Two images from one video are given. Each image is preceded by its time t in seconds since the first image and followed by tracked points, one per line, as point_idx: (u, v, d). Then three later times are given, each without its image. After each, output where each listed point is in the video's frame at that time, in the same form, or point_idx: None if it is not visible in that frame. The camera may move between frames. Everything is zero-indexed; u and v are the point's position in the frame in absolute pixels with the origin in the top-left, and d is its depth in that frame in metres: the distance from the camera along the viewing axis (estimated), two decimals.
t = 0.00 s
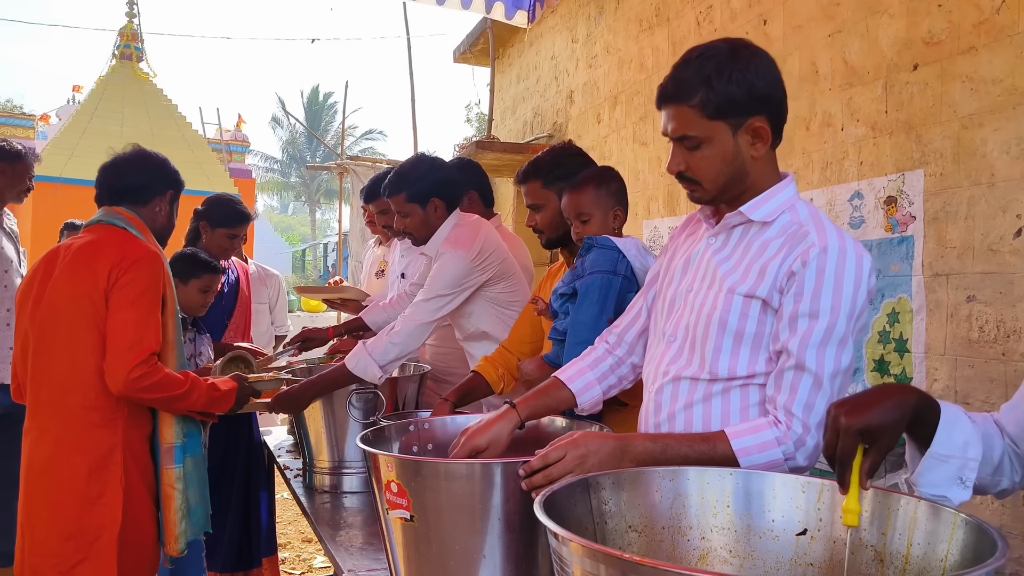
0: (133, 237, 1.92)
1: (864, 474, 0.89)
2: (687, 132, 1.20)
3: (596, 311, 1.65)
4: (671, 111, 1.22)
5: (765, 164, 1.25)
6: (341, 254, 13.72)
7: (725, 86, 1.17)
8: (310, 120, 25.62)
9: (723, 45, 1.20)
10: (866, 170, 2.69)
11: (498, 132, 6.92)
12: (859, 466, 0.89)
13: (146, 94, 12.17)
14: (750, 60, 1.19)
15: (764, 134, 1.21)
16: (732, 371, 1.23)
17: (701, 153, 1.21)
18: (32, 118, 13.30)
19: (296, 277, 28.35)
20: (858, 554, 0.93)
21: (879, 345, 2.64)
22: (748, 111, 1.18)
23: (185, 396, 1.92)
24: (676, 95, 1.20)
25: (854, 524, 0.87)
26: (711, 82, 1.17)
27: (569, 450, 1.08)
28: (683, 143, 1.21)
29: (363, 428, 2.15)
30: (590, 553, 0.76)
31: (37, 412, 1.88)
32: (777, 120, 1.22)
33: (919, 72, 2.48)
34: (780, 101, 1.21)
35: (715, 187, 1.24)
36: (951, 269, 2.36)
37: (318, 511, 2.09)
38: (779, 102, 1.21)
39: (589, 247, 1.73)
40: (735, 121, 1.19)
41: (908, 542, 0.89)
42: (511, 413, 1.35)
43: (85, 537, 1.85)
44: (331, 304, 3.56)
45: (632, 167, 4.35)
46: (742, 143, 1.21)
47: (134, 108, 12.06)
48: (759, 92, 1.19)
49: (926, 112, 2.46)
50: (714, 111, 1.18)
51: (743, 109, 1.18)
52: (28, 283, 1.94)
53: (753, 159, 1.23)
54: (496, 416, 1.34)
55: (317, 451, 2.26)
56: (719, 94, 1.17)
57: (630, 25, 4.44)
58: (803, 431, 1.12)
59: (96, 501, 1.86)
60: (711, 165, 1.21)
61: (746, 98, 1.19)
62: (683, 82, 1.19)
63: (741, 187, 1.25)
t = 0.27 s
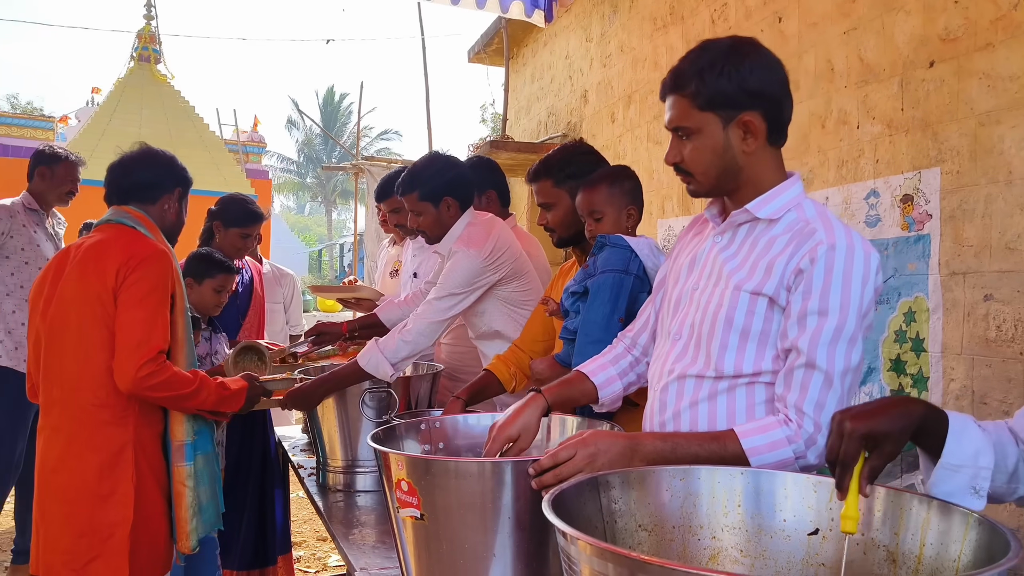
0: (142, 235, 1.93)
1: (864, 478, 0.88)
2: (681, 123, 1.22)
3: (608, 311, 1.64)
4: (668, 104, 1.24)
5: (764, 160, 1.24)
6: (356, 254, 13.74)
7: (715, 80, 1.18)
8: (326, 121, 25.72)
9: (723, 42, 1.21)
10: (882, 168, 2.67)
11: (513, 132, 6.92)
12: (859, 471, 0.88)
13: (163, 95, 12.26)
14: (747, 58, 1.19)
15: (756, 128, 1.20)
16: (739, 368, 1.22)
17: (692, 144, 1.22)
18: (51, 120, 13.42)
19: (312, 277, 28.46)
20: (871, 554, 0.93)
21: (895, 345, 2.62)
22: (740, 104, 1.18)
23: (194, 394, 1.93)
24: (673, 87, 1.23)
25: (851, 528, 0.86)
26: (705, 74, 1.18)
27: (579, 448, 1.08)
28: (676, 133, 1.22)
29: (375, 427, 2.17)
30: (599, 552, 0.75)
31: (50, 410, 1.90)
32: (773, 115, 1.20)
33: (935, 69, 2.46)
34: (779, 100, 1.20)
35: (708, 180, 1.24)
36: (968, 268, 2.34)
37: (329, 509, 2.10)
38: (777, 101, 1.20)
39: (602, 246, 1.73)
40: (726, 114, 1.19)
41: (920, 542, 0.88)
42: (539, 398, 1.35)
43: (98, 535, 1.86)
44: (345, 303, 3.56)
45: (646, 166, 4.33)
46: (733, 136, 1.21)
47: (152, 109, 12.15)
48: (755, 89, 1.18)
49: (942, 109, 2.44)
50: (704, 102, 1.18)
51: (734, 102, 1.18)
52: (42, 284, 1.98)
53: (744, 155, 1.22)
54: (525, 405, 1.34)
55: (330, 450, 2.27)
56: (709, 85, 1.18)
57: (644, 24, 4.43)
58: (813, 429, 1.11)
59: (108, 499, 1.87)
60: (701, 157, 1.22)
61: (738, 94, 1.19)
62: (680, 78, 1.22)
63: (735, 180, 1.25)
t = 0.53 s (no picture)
0: (153, 233, 1.94)
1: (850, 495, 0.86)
2: (682, 121, 1.22)
3: (626, 311, 1.63)
4: (672, 103, 1.25)
5: (766, 161, 1.23)
6: (371, 252, 13.77)
7: (712, 79, 1.18)
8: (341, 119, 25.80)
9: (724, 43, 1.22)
10: (901, 165, 2.64)
11: (528, 130, 6.91)
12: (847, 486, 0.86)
13: (180, 94, 12.33)
14: (749, 59, 1.19)
15: (755, 126, 1.19)
16: (752, 365, 1.20)
17: (692, 143, 1.22)
18: (69, 119, 13.52)
19: (328, 275, 28.56)
20: (887, 555, 0.92)
21: (914, 345, 2.59)
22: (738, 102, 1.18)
23: (205, 400, 1.93)
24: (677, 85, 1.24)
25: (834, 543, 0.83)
26: (704, 72, 1.19)
27: (594, 448, 1.06)
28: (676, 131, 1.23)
29: (390, 426, 2.16)
30: (615, 552, 0.75)
31: (66, 408, 1.91)
32: (774, 114, 1.19)
33: (955, 66, 2.43)
34: (779, 101, 1.19)
35: (708, 178, 1.24)
36: (989, 267, 2.31)
37: (344, 509, 2.10)
38: (778, 101, 1.19)
39: (620, 245, 1.72)
40: (725, 111, 1.19)
41: (938, 544, 0.87)
42: (562, 395, 1.35)
43: (113, 532, 1.88)
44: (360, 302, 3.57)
45: (663, 164, 4.31)
46: (732, 135, 1.20)
47: (169, 107, 12.22)
48: (756, 88, 1.18)
49: (962, 106, 2.41)
50: (701, 100, 1.19)
51: (733, 100, 1.18)
52: (55, 284, 1.99)
53: (744, 153, 1.21)
54: (547, 400, 1.32)
55: (345, 449, 2.27)
56: (707, 83, 1.19)
57: (660, 21, 4.41)
58: (829, 421, 1.10)
59: (124, 496, 1.89)
60: (700, 155, 1.22)
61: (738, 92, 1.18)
62: (681, 79, 1.23)
63: (736, 179, 1.24)
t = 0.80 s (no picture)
0: (163, 231, 1.96)
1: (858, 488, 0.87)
2: (692, 122, 1.24)
3: (639, 310, 1.63)
4: (684, 106, 1.27)
5: (776, 161, 1.23)
6: (384, 251, 13.81)
7: (719, 81, 1.20)
8: (354, 118, 25.88)
9: (732, 46, 1.23)
10: (916, 164, 2.63)
11: (541, 128, 6.91)
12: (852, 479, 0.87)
13: (194, 94, 12.40)
14: (757, 60, 1.20)
15: (763, 126, 1.20)
16: (766, 362, 1.20)
17: (702, 143, 1.24)
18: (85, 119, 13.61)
19: (341, 274, 28.65)
20: (903, 552, 0.92)
21: (929, 344, 2.58)
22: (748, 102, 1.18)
23: (214, 393, 1.94)
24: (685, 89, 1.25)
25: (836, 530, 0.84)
26: (711, 75, 1.20)
27: (609, 446, 1.07)
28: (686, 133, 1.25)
29: (405, 424, 2.18)
30: (630, 547, 0.76)
31: (82, 405, 1.94)
32: (782, 114, 1.19)
33: (970, 63, 2.43)
34: (787, 101, 1.19)
35: (718, 178, 1.25)
36: (1005, 265, 2.30)
37: (360, 506, 2.11)
38: (785, 101, 1.19)
39: (632, 245, 1.72)
40: (733, 112, 1.20)
41: (952, 542, 0.87)
42: (589, 401, 1.36)
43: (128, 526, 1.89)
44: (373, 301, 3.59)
45: (676, 163, 4.30)
46: (741, 135, 1.21)
47: (183, 107, 12.28)
48: (765, 89, 1.18)
49: (978, 104, 2.40)
50: (709, 101, 1.20)
51: (741, 100, 1.19)
52: (71, 285, 2.02)
53: (753, 153, 1.22)
54: (576, 406, 1.35)
55: (360, 446, 2.28)
56: (714, 85, 1.20)
57: (673, 19, 4.40)
58: (843, 417, 1.11)
59: (137, 491, 1.90)
60: (710, 156, 1.23)
61: (745, 93, 1.19)
62: (691, 82, 1.24)
63: (747, 179, 1.25)
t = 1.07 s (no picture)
0: (165, 233, 1.97)
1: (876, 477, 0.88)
2: (707, 125, 1.25)
3: (645, 311, 1.64)
4: (699, 110, 1.28)
5: (790, 164, 1.24)
6: (387, 252, 13.83)
7: (733, 84, 1.21)
8: (358, 119, 25.92)
9: (744, 52, 1.24)
10: (921, 165, 2.64)
11: (545, 129, 6.92)
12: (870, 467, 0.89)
13: (199, 95, 12.43)
14: (770, 64, 1.21)
15: (777, 129, 1.20)
16: (775, 364, 1.21)
17: (716, 146, 1.25)
18: (89, 120, 13.64)
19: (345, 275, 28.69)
20: (911, 553, 0.93)
21: (934, 345, 2.59)
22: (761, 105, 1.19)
23: (208, 392, 1.94)
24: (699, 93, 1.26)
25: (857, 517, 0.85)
26: (725, 79, 1.21)
27: (619, 448, 1.09)
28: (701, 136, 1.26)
29: (412, 425, 2.20)
30: (641, 547, 0.77)
31: (84, 404, 1.97)
32: (796, 117, 1.20)
33: (976, 65, 2.43)
34: (801, 104, 1.20)
35: (732, 180, 1.26)
36: (1010, 267, 2.31)
37: (367, 507, 2.12)
38: (799, 104, 1.20)
39: (640, 247, 1.73)
40: (746, 115, 1.21)
41: (961, 544, 0.88)
42: (595, 403, 1.37)
43: (126, 524, 1.90)
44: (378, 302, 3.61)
45: (681, 164, 4.31)
46: (754, 137, 1.22)
47: (187, 108, 12.30)
48: (778, 93, 1.19)
49: (983, 106, 2.41)
50: (723, 105, 1.21)
51: (755, 103, 1.20)
52: (78, 287, 2.06)
53: (766, 155, 1.23)
54: (581, 408, 1.36)
55: (367, 447, 2.29)
56: (729, 89, 1.21)
57: (678, 21, 4.41)
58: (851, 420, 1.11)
59: (135, 489, 1.91)
60: (724, 158, 1.24)
61: (758, 97, 1.20)
62: (705, 87, 1.26)
63: (760, 181, 1.25)
